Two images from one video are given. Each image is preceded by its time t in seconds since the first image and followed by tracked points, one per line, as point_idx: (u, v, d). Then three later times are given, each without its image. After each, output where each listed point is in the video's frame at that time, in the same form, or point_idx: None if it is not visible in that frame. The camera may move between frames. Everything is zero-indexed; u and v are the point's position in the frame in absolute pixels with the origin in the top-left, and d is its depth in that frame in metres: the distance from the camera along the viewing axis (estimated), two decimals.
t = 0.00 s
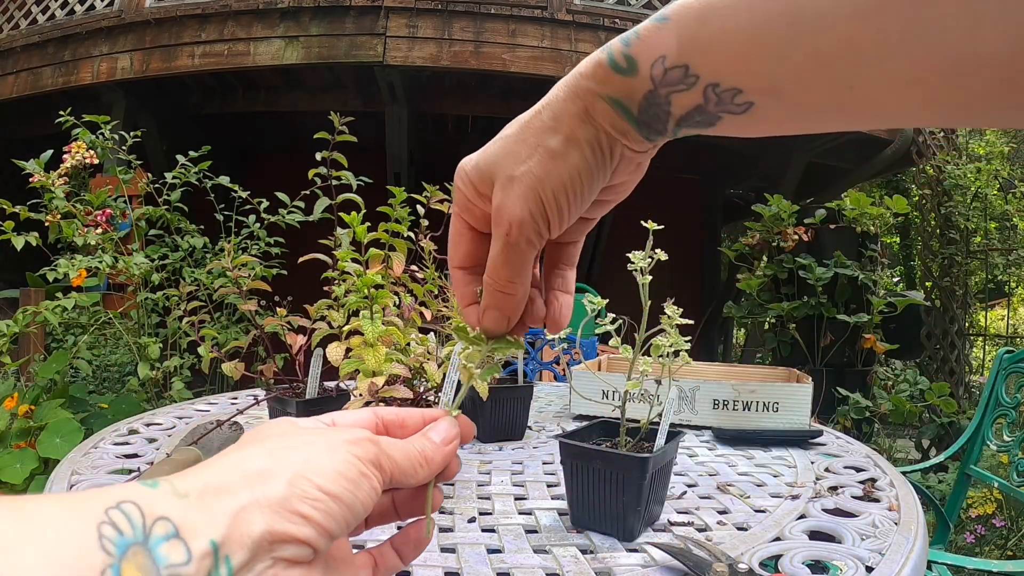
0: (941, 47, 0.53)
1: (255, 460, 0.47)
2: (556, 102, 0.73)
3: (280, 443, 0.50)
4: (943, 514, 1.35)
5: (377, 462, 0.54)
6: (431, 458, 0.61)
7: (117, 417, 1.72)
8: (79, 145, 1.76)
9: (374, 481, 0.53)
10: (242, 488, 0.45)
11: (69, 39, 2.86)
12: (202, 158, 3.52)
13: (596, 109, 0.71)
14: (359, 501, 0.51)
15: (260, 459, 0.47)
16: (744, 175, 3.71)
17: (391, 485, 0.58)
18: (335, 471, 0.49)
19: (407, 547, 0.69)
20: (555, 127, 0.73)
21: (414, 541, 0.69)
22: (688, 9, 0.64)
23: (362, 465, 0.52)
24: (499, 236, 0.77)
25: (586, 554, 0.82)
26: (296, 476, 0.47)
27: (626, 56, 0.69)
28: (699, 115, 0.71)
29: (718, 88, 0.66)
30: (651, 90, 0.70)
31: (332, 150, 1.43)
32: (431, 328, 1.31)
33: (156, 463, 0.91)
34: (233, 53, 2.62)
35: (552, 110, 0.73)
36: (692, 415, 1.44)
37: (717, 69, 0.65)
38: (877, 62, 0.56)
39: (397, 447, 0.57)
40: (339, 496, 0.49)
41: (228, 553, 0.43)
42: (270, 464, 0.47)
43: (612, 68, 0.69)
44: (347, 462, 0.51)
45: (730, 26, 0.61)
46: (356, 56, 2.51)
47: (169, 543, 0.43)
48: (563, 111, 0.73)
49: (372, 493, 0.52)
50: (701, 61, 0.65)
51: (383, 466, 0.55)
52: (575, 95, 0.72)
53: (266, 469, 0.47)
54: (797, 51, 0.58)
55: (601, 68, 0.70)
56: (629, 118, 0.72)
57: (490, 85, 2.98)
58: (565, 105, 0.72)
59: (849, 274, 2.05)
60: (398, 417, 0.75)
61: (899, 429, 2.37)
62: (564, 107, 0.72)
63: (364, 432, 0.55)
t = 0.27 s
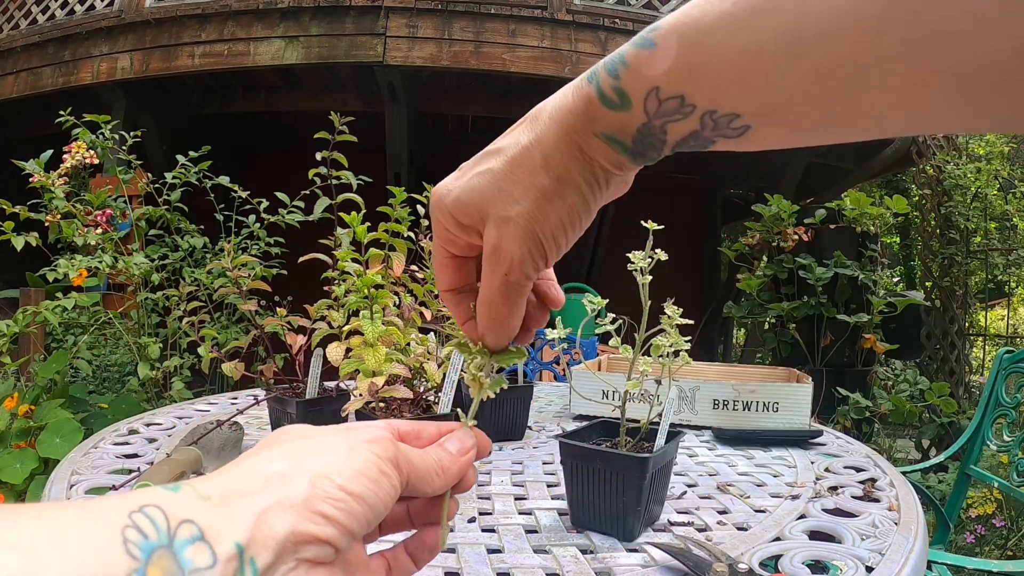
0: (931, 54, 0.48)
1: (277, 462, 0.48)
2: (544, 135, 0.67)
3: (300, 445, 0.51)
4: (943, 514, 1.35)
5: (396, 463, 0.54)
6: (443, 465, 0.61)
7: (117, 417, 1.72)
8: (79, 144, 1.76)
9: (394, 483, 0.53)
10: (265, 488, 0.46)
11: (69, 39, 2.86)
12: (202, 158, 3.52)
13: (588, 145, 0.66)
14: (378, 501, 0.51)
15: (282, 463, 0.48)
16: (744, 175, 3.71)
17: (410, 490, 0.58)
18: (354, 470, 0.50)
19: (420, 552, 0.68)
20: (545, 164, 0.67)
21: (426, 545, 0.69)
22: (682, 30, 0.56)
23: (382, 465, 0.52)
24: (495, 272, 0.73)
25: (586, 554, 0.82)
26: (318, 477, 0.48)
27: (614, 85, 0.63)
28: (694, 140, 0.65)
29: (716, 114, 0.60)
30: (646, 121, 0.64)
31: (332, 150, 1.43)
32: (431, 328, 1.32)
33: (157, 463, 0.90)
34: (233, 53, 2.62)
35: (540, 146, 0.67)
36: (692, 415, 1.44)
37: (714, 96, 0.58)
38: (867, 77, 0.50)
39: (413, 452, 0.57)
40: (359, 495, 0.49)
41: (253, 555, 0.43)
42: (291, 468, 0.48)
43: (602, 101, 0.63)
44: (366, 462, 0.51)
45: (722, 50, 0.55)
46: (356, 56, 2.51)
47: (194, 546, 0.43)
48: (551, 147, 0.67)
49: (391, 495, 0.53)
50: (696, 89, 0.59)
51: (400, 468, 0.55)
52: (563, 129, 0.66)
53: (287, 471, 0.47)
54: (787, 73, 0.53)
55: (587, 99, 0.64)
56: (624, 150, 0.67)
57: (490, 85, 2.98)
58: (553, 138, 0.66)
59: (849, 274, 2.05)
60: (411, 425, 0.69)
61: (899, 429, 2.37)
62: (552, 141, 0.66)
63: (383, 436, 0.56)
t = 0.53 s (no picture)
0: (971, 73, 0.38)
1: (227, 552, 0.40)
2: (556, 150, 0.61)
3: (255, 530, 0.43)
4: (943, 514, 1.35)
5: (365, 536, 0.47)
6: (428, 527, 0.52)
7: (116, 418, 1.72)
8: (79, 144, 1.77)
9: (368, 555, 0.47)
10: None
11: (69, 39, 2.86)
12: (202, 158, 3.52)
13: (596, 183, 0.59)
14: None
15: (239, 550, 0.41)
16: (744, 175, 3.71)
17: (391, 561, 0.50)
18: (314, 552, 0.43)
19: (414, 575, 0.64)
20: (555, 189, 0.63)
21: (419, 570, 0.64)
22: (700, 58, 0.47)
23: (347, 542, 0.45)
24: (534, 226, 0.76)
25: (586, 554, 0.82)
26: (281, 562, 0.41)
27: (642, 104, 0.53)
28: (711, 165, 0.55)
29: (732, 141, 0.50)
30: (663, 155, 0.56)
31: (332, 150, 1.43)
32: (431, 327, 1.32)
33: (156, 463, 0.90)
34: (233, 53, 2.62)
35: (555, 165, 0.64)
36: (692, 415, 1.44)
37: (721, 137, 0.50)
38: (895, 103, 0.41)
39: (389, 518, 0.50)
40: None
41: None
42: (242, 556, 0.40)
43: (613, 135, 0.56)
44: (329, 542, 0.44)
45: (734, 77, 0.46)
46: (356, 56, 2.51)
47: None
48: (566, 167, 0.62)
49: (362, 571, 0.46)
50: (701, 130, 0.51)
51: (372, 540, 0.48)
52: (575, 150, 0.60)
53: (239, 560, 0.40)
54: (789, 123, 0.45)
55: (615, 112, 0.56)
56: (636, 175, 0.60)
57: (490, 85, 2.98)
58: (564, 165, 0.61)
59: (848, 274, 2.05)
60: (389, 484, 0.62)
61: (899, 429, 2.37)
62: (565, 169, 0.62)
63: (351, 507, 0.49)
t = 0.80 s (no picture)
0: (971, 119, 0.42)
1: (189, 544, 0.44)
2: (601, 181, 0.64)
3: (223, 522, 0.47)
4: (943, 514, 1.35)
5: (332, 520, 0.50)
6: (410, 496, 0.54)
7: (116, 418, 1.72)
8: (79, 144, 1.76)
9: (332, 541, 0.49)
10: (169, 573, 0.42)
11: (69, 39, 2.86)
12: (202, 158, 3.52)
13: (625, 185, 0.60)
14: (312, 569, 0.47)
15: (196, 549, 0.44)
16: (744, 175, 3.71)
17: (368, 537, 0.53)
18: (273, 542, 0.46)
19: (407, 544, 0.65)
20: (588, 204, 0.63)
21: (411, 535, 0.65)
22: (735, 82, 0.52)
23: (311, 531, 0.48)
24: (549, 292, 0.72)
25: (587, 554, 0.82)
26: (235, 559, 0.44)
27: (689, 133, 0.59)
28: (731, 192, 0.57)
29: (752, 165, 0.54)
30: (684, 165, 0.57)
31: (332, 150, 1.43)
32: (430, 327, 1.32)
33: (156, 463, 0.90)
34: (233, 53, 2.62)
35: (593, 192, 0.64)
36: (692, 415, 1.44)
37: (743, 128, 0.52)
38: (907, 138, 0.45)
39: (362, 496, 0.52)
40: (281, 567, 0.45)
41: None
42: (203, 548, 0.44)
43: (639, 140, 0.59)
44: (290, 531, 0.47)
45: (767, 87, 0.49)
46: (356, 56, 2.51)
47: None
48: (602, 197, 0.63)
49: (330, 557, 0.49)
50: (732, 125, 0.52)
51: (343, 522, 0.50)
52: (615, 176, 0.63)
53: (200, 552, 0.44)
54: (815, 95, 0.47)
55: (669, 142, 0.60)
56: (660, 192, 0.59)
57: (490, 85, 2.98)
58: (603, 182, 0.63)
59: (848, 274, 2.05)
60: (372, 451, 0.64)
61: (899, 429, 2.37)
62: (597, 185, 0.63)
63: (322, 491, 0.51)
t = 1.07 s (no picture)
0: None
1: (185, 547, 0.44)
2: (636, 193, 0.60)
3: (219, 526, 0.47)
4: (943, 514, 1.35)
5: (326, 527, 0.50)
6: (408, 504, 0.54)
7: (116, 418, 1.72)
8: (79, 144, 1.76)
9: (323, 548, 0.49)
10: (163, 572, 0.42)
11: (69, 39, 2.86)
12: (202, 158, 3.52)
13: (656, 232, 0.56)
14: None
15: (188, 550, 0.44)
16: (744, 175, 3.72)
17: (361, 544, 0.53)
18: (268, 547, 0.46)
19: (397, 549, 0.65)
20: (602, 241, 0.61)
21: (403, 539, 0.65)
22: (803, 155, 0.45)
23: (306, 537, 0.48)
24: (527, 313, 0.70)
25: (587, 554, 0.82)
26: (225, 560, 0.44)
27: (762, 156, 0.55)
28: (765, 277, 0.51)
29: (796, 256, 0.47)
30: (720, 238, 0.52)
31: (332, 150, 1.43)
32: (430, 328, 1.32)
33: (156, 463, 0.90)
34: (233, 53, 2.62)
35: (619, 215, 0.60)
36: (692, 415, 1.44)
37: (826, 200, 0.43)
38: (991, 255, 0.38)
39: (359, 503, 0.52)
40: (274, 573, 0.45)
41: None
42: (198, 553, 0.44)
43: (686, 195, 0.54)
44: (285, 537, 0.47)
45: (835, 170, 0.43)
46: (356, 56, 2.51)
47: None
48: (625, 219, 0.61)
49: (324, 565, 0.49)
50: (799, 196, 0.45)
51: (338, 529, 0.50)
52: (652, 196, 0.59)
53: (195, 556, 0.44)
54: (943, 175, 0.38)
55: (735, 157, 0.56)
56: (681, 260, 0.54)
57: (490, 85, 2.98)
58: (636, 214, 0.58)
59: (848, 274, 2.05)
60: (369, 454, 0.64)
61: (899, 429, 2.37)
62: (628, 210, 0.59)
63: (316, 498, 0.52)
